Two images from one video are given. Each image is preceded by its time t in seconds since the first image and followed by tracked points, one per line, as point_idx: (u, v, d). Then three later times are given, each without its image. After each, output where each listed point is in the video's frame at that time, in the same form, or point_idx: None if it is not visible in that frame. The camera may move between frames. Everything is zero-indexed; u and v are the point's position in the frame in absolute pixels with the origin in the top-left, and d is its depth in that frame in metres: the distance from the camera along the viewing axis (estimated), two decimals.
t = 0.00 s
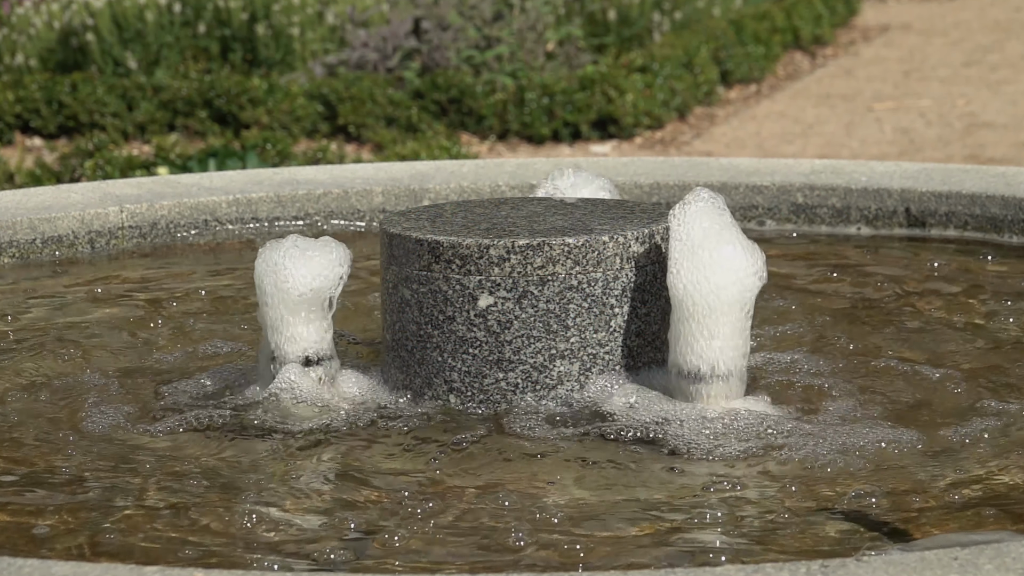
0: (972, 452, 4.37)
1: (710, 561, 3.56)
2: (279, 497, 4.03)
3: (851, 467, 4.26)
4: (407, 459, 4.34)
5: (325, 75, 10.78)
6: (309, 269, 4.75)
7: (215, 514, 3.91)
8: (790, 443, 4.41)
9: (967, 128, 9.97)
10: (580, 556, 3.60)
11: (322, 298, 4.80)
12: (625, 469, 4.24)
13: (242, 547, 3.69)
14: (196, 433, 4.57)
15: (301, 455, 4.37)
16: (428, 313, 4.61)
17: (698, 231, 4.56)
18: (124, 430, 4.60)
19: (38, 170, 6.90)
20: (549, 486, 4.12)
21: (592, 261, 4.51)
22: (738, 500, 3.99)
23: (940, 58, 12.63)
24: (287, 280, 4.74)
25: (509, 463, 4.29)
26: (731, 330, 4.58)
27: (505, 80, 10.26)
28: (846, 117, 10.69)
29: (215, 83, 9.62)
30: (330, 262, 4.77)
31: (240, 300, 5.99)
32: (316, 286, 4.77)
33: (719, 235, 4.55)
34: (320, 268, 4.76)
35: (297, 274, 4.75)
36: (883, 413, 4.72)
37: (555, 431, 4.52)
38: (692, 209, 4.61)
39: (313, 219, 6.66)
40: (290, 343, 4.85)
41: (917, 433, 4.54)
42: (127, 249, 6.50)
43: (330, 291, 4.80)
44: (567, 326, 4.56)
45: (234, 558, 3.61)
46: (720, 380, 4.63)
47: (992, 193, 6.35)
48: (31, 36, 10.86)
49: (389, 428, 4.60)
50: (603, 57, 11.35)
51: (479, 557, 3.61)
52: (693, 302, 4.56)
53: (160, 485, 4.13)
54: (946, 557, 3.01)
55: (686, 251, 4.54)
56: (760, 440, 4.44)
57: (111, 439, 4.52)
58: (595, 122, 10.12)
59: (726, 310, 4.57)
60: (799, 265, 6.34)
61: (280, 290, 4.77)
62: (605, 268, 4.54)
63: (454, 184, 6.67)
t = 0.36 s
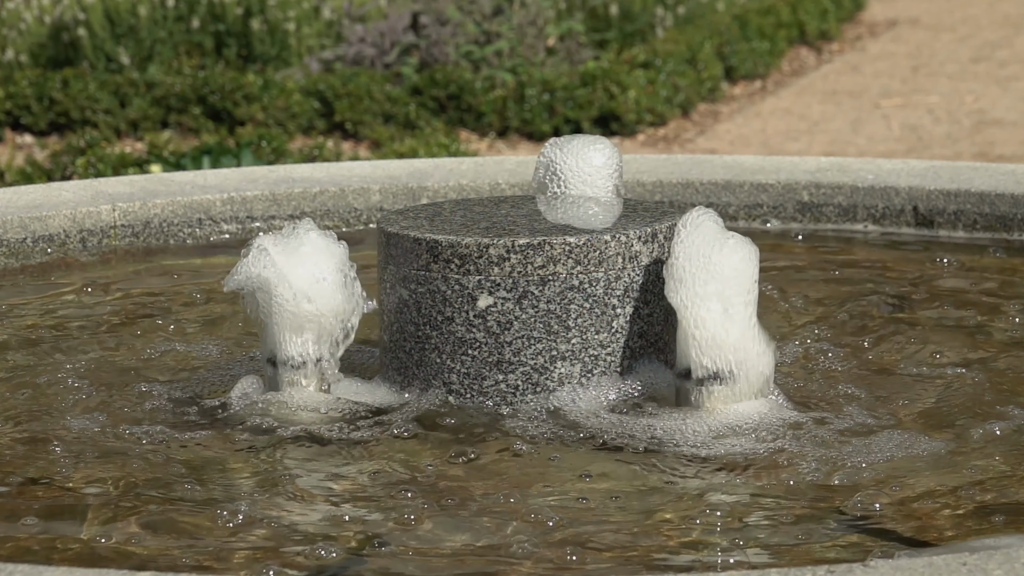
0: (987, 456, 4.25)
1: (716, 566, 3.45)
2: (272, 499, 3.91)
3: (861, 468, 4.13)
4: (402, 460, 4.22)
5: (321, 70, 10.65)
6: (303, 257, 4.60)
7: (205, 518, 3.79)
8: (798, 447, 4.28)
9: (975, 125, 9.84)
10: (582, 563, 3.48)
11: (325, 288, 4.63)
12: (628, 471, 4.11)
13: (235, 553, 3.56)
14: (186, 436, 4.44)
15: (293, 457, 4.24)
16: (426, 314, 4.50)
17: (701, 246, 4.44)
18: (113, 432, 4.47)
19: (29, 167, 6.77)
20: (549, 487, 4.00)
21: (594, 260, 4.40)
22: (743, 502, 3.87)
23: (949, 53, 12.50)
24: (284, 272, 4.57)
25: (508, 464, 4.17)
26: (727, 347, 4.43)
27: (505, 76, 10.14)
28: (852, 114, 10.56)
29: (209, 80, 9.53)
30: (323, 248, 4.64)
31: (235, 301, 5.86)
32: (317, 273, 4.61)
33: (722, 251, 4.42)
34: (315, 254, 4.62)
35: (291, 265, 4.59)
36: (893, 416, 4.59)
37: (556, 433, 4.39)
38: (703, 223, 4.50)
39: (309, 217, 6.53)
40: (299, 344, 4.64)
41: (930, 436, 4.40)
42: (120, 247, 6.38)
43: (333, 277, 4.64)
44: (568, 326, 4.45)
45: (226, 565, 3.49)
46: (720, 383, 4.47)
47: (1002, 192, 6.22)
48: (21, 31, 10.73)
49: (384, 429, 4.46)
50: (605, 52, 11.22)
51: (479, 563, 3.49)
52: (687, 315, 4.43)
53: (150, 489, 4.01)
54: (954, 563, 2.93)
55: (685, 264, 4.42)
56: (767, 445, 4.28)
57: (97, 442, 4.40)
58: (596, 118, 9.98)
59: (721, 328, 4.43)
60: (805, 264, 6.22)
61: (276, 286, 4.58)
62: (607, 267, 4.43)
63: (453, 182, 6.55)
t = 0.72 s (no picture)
0: (1000, 457, 4.12)
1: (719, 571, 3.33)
2: (262, 502, 3.79)
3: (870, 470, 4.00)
4: (398, 462, 4.09)
5: (317, 66, 10.53)
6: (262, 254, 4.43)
7: (194, 522, 3.67)
8: (807, 449, 4.15)
9: (985, 122, 9.71)
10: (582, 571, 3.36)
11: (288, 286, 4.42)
12: (630, 474, 3.98)
13: (225, 558, 3.44)
14: (175, 438, 4.32)
15: (285, 459, 4.12)
16: (425, 314, 4.38)
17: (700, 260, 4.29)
18: (100, 435, 4.35)
19: (19, 166, 6.65)
20: (548, 489, 3.88)
21: (596, 260, 4.27)
22: (748, 506, 3.75)
23: (958, 48, 12.35)
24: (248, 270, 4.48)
25: (506, 466, 4.05)
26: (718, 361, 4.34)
27: (505, 72, 10.02)
28: (859, 110, 10.43)
29: (203, 76, 9.37)
30: (286, 243, 4.41)
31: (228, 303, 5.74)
32: (277, 272, 4.41)
33: (721, 268, 4.26)
34: (278, 249, 4.42)
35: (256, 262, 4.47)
36: (904, 417, 4.45)
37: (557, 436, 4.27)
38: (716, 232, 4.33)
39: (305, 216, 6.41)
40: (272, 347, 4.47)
41: (942, 437, 4.27)
42: (112, 247, 6.25)
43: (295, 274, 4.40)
44: (569, 327, 4.33)
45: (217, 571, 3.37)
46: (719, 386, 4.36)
47: (1012, 189, 6.09)
48: (13, 27, 10.60)
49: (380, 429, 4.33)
50: (607, 47, 11.09)
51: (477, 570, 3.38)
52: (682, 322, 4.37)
53: (136, 492, 3.88)
54: (963, 568, 2.86)
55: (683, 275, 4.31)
56: (774, 446, 4.16)
57: (83, 444, 4.28)
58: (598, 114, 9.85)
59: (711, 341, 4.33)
60: (811, 263, 6.10)
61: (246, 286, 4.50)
62: (609, 267, 4.30)
63: (452, 180, 6.43)
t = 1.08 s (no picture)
0: (1014, 460, 4.00)
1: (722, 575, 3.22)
2: (252, 506, 3.68)
3: (878, 472, 3.89)
4: (392, 465, 3.98)
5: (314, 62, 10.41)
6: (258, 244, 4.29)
7: (182, 528, 3.56)
8: (814, 453, 4.03)
9: (994, 119, 9.58)
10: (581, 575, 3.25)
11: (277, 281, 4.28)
12: (631, 478, 3.87)
13: (213, 564, 3.34)
14: (163, 441, 4.20)
15: (276, 463, 4.00)
16: (423, 315, 4.26)
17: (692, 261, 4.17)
18: (86, 439, 4.23)
19: (10, 163, 6.53)
20: (547, 492, 3.76)
21: (597, 259, 4.15)
22: (752, 510, 3.64)
23: (966, 44, 12.22)
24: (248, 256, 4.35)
25: (504, 470, 3.93)
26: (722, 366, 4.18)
27: (505, 68, 9.90)
28: (865, 107, 10.30)
29: (197, 72, 9.26)
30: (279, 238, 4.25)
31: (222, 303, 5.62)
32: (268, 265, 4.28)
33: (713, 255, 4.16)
34: (271, 242, 4.26)
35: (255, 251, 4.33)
36: (914, 420, 4.33)
37: (557, 439, 4.15)
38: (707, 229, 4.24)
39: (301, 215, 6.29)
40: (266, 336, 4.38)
41: (953, 439, 4.15)
42: (105, 247, 6.13)
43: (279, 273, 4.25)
44: (570, 328, 4.21)
45: None
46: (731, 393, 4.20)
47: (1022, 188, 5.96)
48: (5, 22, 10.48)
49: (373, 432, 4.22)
50: (608, 43, 10.97)
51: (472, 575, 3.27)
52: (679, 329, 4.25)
53: (122, 497, 3.77)
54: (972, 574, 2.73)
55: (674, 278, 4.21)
56: (779, 451, 4.04)
57: (68, 448, 4.16)
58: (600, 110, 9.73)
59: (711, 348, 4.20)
60: (817, 263, 5.98)
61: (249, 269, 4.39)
62: (611, 266, 4.18)
63: (451, 178, 6.31)
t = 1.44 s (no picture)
0: None
1: None
2: (241, 513, 3.57)
3: (887, 477, 3.77)
4: (385, 473, 3.87)
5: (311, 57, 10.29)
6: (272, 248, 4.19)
7: (170, 535, 3.45)
8: (820, 456, 3.92)
9: (1002, 116, 9.47)
10: None
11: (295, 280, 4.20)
12: (632, 482, 3.76)
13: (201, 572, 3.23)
14: (150, 445, 4.10)
15: (266, 468, 3.90)
16: (421, 315, 4.14)
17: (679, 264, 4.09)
18: (72, 443, 4.12)
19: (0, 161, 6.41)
20: (546, 498, 3.65)
21: (599, 259, 4.04)
22: (757, 516, 3.53)
23: (974, 39, 12.09)
24: (251, 259, 4.20)
25: (500, 476, 3.83)
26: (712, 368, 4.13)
27: (505, 64, 9.78)
28: (872, 103, 10.19)
29: (191, 68, 9.15)
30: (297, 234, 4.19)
31: (216, 305, 5.51)
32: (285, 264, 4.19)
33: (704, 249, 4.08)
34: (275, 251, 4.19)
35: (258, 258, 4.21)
36: (923, 421, 4.22)
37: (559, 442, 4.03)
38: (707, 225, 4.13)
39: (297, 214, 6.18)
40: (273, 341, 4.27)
41: (966, 441, 4.04)
42: (97, 246, 6.01)
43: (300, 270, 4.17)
44: (571, 329, 4.09)
45: None
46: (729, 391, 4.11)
47: None
48: None
49: (368, 438, 4.12)
50: (610, 38, 10.85)
51: None
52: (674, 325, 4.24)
53: (107, 503, 3.66)
54: None
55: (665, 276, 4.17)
56: (785, 454, 3.93)
57: (54, 451, 4.05)
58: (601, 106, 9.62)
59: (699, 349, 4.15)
60: (822, 264, 5.87)
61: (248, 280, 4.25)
62: (613, 266, 4.07)
63: (450, 176, 6.20)
